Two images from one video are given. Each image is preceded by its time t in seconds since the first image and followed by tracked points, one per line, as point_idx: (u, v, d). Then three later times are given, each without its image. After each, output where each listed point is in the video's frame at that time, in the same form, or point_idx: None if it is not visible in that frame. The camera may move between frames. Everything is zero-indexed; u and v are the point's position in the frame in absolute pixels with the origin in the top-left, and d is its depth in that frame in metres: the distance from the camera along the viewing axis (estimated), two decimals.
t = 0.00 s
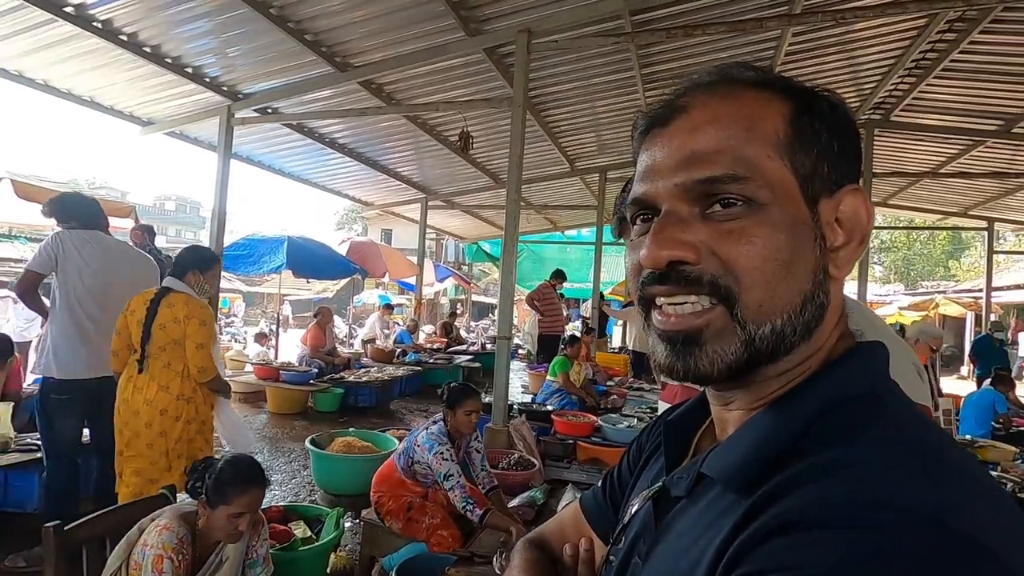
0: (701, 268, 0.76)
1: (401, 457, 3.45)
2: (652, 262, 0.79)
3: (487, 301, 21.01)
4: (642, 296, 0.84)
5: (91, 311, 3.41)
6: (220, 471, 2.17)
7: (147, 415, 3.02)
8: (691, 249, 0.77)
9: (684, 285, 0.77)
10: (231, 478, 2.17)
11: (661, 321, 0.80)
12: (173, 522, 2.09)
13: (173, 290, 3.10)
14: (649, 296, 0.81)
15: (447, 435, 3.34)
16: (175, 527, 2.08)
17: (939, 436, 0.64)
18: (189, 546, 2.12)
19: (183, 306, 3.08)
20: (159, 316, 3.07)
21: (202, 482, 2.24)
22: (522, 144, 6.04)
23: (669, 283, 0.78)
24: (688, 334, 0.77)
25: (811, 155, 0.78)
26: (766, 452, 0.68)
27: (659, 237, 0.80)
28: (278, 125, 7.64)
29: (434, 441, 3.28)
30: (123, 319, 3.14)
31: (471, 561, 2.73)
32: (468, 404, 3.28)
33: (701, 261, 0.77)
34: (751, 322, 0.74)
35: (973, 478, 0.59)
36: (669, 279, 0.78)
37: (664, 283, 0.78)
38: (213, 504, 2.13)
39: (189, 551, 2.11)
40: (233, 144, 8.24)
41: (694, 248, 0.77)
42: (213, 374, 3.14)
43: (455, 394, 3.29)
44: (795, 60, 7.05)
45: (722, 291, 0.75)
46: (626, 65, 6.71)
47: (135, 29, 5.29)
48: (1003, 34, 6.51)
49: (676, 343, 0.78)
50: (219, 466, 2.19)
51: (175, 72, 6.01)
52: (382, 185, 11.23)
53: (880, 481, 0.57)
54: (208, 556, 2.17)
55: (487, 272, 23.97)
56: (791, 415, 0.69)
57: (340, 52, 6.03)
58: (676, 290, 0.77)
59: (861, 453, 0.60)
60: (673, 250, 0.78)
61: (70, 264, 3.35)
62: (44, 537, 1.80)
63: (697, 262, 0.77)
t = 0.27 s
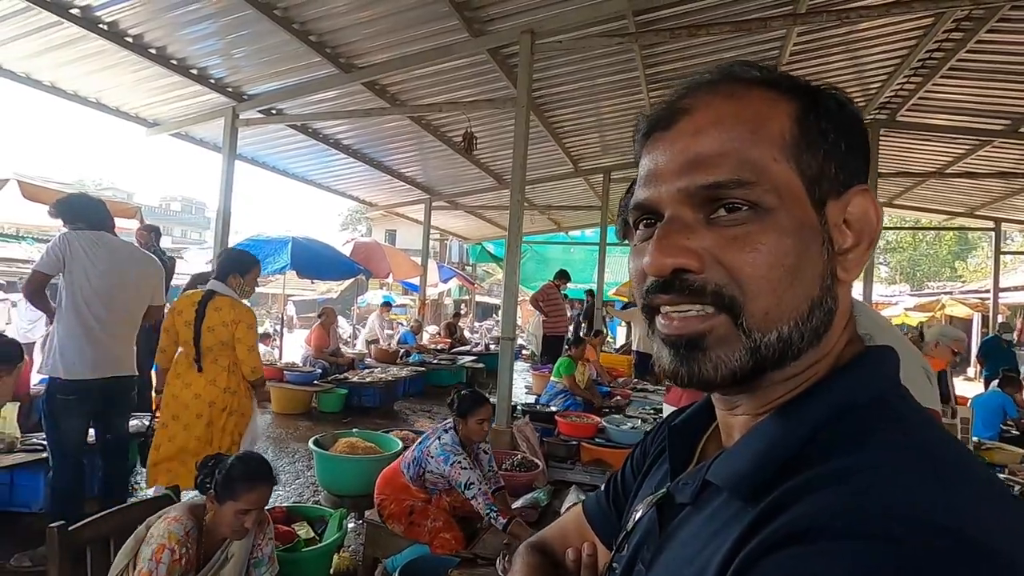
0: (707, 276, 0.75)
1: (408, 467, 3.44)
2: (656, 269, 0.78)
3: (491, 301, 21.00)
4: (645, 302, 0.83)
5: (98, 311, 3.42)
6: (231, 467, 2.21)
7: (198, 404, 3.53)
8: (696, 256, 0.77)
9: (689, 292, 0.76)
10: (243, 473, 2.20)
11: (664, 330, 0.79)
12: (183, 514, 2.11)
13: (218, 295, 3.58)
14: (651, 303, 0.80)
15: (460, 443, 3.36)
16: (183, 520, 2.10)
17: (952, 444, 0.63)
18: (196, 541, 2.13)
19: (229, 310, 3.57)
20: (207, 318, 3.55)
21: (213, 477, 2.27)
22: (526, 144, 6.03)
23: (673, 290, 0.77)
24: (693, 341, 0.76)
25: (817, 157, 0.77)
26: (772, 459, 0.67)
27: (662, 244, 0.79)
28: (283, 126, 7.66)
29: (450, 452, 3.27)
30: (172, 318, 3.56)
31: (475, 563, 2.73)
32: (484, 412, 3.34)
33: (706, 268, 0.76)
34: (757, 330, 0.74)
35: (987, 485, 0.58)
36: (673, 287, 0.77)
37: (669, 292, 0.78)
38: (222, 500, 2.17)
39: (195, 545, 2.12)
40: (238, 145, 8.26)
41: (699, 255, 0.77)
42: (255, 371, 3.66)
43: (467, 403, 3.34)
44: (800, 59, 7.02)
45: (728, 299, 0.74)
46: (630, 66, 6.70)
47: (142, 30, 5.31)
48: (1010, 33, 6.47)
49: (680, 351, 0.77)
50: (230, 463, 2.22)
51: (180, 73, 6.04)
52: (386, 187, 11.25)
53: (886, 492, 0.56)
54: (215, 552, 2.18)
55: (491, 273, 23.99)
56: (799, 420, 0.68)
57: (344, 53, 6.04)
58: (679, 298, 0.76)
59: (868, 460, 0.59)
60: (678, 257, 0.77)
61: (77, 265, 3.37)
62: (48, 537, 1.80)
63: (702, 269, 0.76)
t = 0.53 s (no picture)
0: (659, 289, 0.76)
1: (409, 471, 3.44)
2: (610, 282, 0.80)
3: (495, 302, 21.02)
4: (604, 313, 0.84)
5: (99, 311, 3.45)
6: (218, 458, 2.20)
7: (220, 397, 3.58)
8: (649, 268, 0.77)
9: (643, 303, 0.77)
10: (229, 464, 2.19)
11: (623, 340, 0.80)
12: (171, 502, 2.13)
13: (249, 294, 3.63)
14: (609, 315, 0.81)
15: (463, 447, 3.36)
16: (172, 506, 2.12)
17: (913, 448, 0.63)
18: (185, 530, 2.15)
19: (257, 309, 3.64)
20: (236, 315, 3.60)
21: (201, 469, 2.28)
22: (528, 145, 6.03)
23: (627, 303, 0.78)
24: (650, 351, 0.77)
25: (770, 160, 0.77)
26: (732, 460, 0.67)
27: (617, 256, 0.80)
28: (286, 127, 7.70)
29: (454, 458, 3.27)
30: (199, 314, 3.60)
31: (472, 562, 2.73)
32: (487, 417, 3.36)
33: (658, 279, 0.77)
34: (709, 338, 0.74)
35: (943, 487, 0.59)
36: (627, 299, 0.78)
37: (624, 305, 0.79)
38: (207, 490, 2.17)
39: (183, 534, 2.13)
40: (241, 146, 8.30)
41: (651, 266, 0.77)
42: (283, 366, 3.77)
43: (470, 407, 3.34)
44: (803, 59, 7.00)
45: (679, 308, 0.75)
46: (631, 66, 6.70)
47: (145, 32, 5.35)
48: (1014, 32, 6.43)
49: (636, 361, 0.78)
50: (217, 454, 2.22)
51: (183, 74, 6.07)
52: (390, 187, 11.28)
53: (840, 495, 0.56)
54: (206, 543, 2.21)
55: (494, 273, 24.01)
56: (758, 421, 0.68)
57: (346, 54, 6.07)
58: (633, 309, 0.78)
59: (828, 462, 0.59)
60: (631, 269, 0.78)
61: (78, 265, 3.39)
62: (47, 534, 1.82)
63: (655, 280, 0.77)
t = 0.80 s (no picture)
0: (587, 293, 0.77)
1: (409, 474, 3.43)
2: (545, 289, 0.80)
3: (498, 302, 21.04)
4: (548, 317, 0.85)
5: (100, 311, 3.47)
6: (168, 462, 2.11)
7: (234, 393, 3.61)
8: (578, 272, 0.77)
9: (576, 307, 0.78)
10: (179, 466, 2.10)
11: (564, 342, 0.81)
12: (134, 513, 2.03)
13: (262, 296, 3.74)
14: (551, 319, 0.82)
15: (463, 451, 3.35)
16: (135, 518, 2.01)
17: (862, 448, 0.64)
18: (156, 537, 2.09)
19: (271, 309, 3.75)
20: (251, 316, 3.69)
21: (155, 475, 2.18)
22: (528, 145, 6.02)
23: (563, 307, 0.79)
24: (588, 352, 0.77)
25: (693, 157, 0.75)
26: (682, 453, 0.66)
27: (550, 262, 0.81)
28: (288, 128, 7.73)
29: (454, 462, 3.26)
30: (216, 316, 3.69)
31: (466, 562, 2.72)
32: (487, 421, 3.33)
33: (587, 283, 0.77)
34: (639, 336, 0.74)
35: (887, 493, 0.60)
36: (563, 303, 0.79)
37: (562, 308, 0.80)
38: (164, 494, 2.09)
39: (154, 541, 2.07)
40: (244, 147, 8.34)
41: (580, 271, 0.77)
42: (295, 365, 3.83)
43: (470, 411, 3.30)
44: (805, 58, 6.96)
45: (608, 310, 0.75)
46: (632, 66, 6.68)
47: (147, 34, 5.38)
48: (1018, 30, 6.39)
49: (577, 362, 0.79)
50: (168, 458, 2.12)
51: (185, 76, 6.11)
52: (392, 188, 11.31)
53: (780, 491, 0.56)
54: (178, 545, 2.16)
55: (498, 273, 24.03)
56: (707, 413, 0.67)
57: (347, 54, 6.09)
58: (568, 313, 0.79)
59: (773, 458, 0.59)
60: (561, 275, 0.79)
61: (78, 266, 3.42)
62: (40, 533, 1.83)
63: (583, 285, 0.77)
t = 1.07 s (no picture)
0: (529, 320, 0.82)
1: (408, 473, 3.40)
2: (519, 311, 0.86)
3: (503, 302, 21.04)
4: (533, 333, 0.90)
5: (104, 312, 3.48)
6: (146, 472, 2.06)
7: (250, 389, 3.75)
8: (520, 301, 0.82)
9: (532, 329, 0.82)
10: (158, 475, 2.05)
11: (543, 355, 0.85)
12: (117, 519, 2.03)
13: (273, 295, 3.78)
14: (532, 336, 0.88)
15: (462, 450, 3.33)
16: (117, 524, 2.01)
17: (850, 444, 0.62)
18: (138, 545, 2.06)
19: (282, 307, 3.82)
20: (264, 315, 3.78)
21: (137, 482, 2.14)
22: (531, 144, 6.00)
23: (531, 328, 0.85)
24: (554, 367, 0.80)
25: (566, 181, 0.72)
26: (659, 453, 0.62)
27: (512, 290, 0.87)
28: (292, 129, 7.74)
29: (451, 460, 3.24)
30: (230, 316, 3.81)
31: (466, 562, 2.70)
32: (484, 421, 3.30)
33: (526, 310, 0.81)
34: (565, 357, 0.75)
35: (873, 492, 0.58)
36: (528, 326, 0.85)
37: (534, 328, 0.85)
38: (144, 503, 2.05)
39: (136, 549, 2.05)
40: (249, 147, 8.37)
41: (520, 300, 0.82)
42: (306, 360, 3.90)
43: (468, 411, 3.28)
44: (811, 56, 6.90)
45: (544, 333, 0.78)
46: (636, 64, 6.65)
47: (151, 35, 5.39)
48: None
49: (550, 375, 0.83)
50: (146, 467, 2.08)
51: (189, 76, 6.13)
52: (397, 188, 11.32)
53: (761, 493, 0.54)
54: (164, 553, 2.12)
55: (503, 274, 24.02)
56: (686, 408, 0.63)
57: (350, 54, 6.09)
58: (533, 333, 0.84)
59: (755, 458, 0.56)
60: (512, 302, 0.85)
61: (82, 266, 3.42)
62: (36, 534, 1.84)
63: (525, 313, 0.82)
